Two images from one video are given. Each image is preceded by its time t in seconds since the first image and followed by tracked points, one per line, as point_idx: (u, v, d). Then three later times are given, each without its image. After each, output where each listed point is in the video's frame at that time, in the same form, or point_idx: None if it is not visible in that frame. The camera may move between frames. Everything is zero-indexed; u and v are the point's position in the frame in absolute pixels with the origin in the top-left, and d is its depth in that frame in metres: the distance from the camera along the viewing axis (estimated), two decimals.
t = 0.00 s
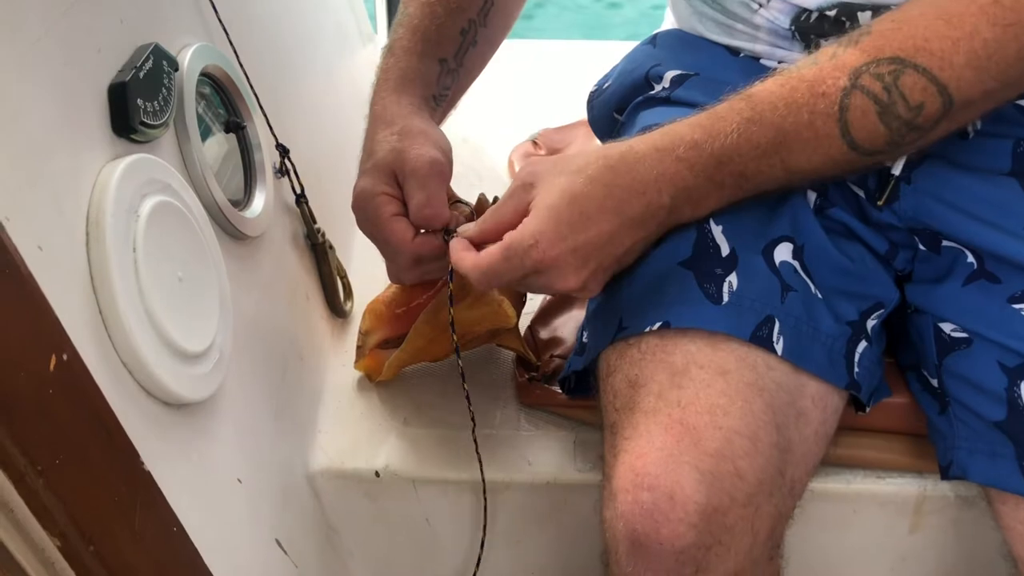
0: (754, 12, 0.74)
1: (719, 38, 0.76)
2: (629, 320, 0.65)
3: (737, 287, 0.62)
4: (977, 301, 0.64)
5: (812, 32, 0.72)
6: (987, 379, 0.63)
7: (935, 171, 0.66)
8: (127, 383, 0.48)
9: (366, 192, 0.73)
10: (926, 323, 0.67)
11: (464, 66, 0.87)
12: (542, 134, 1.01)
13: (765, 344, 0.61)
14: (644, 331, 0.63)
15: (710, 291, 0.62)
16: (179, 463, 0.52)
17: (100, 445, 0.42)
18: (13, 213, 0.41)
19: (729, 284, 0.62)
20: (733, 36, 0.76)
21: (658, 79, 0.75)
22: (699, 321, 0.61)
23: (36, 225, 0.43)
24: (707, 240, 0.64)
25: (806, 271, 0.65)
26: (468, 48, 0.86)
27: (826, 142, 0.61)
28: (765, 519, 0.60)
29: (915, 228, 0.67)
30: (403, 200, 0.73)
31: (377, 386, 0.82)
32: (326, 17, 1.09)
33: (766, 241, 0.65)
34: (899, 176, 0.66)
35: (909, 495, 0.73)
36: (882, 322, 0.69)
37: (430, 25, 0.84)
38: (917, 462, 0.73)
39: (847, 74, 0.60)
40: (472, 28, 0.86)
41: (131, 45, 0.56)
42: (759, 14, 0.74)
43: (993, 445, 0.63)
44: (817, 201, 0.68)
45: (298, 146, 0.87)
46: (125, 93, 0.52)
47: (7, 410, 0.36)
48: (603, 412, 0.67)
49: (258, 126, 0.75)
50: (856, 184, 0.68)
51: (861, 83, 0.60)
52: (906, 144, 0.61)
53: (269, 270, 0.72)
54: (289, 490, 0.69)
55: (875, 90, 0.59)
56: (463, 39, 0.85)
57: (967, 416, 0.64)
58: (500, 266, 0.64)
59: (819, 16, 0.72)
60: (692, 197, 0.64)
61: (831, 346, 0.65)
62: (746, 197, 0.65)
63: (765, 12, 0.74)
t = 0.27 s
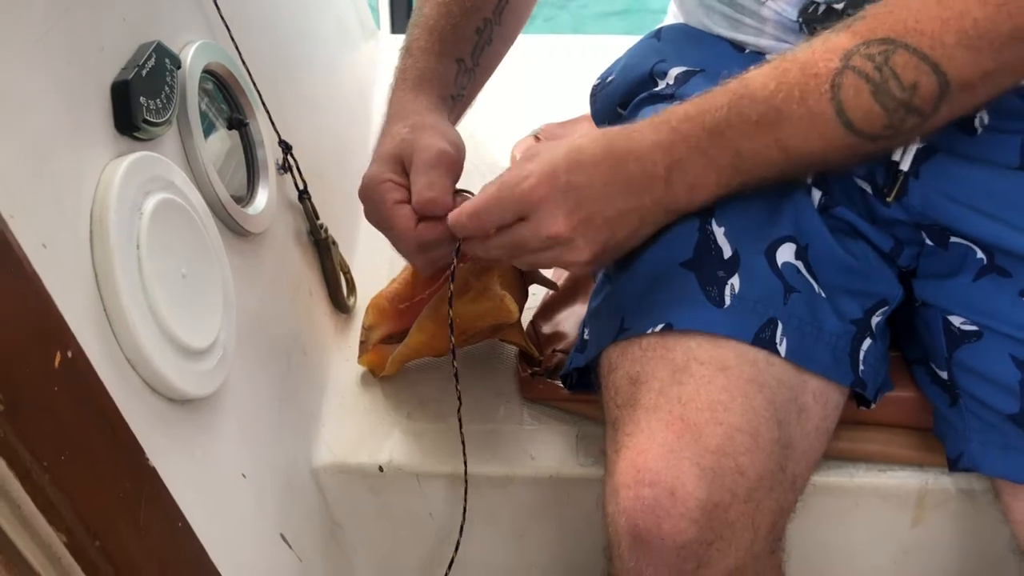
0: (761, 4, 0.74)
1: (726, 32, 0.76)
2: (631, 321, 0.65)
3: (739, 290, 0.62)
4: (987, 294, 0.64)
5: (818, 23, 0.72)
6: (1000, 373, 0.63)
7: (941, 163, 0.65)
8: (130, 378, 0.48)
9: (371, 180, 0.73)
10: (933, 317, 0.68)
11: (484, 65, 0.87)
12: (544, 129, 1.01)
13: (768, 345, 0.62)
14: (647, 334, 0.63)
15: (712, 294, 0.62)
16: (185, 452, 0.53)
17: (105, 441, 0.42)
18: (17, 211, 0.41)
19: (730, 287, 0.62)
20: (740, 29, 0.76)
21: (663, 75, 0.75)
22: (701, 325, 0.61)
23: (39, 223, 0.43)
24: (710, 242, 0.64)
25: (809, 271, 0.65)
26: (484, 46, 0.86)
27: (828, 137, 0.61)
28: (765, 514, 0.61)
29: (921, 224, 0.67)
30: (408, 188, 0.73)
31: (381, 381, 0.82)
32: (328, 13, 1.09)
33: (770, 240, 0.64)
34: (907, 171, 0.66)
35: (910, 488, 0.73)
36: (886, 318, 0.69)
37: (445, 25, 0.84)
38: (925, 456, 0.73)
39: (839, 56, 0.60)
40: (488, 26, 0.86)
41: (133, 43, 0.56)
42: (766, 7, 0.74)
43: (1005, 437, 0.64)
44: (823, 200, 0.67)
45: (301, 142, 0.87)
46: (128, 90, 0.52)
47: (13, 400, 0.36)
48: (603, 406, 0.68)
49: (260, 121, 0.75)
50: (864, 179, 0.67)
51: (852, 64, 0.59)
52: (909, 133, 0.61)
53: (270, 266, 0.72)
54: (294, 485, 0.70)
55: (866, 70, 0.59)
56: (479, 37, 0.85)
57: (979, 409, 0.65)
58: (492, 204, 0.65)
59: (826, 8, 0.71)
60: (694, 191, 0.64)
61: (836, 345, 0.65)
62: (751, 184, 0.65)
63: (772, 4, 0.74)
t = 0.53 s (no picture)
0: None
1: (734, 24, 0.76)
2: (632, 311, 0.65)
3: (744, 285, 0.62)
4: (993, 290, 0.64)
5: (828, 14, 0.72)
6: (1007, 368, 0.63)
7: (949, 158, 0.65)
8: (137, 374, 0.49)
9: (364, 178, 0.74)
10: (940, 313, 0.68)
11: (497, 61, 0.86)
12: (549, 124, 1.01)
13: (772, 342, 0.61)
14: (650, 327, 0.63)
15: (717, 290, 0.62)
16: (191, 448, 0.53)
17: (111, 437, 0.42)
18: (24, 208, 0.41)
19: (736, 282, 0.62)
20: (748, 21, 0.76)
21: (669, 68, 0.75)
22: (705, 321, 0.61)
23: (46, 219, 0.43)
24: (716, 236, 0.63)
25: (815, 266, 0.65)
26: (498, 43, 0.86)
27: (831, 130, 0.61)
28: (766, 509, 0.61)
29: (930, 221, 0.67)
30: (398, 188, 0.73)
31: (385, 376, 0.82)
32: (332, 9, 1.09)
33: (777, 235, 0.64)
34: (916, 170, 0.66)
35: (916, 480, 0.73)
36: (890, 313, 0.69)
37: (461, 20, 0.83)
38: (931, 448, 0.73)
39: (863, 49, 0.59)
40: (502, 23, 0.85)
41: (137, 39, 0.56)
42: None
43: (1015, 433, 0.64)
44: (829, 194, 0.67)
45: (305, 138, 0.87)
46: (131, 86, 0.52)
47: (20, 393, 0.36)
48: (607, 404, 0.68)
49: (264, 117, 0.75)
50: (872, 174, 0.68)
51: (877, 57, 0.59)
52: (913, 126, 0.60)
53: (275, 260, 0.73)
54: (299, 479, 0.70)
55: (892, 62, 0.59)
56: (494, 34, 0.85)
57: (988, 405, 0.65)
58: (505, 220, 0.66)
59: None
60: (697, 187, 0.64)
61: (841, 340, 0.65)
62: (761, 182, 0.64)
63: None
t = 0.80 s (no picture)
0: None
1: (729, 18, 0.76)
2: (620, 281, 0.65)
3: (734, 272, 0.63)
4: (988, 283, 0.64)
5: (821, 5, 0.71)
6: (1003, 363, 0.63)
7: (944, 151, 0.65)
8: (141, 371, 0.49)
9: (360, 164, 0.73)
10: (938, 308, 0.68)
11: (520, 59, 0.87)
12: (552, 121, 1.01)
13: (759, 330, 0.62)
14: (636, 304, 0.64)
15: (707, 274, 0.63)
16: (195, 450, 0.53)
17: (116, 436, 0.42)
18: (28, 207, 0.42)
19: (726, 269, 0.63)
20: (742, 15, 0.76)
21: (664, 64, 0.75)
22: (693, 305, 0.62)
23: (50, 218, 0.43)
24: (709, 220, 0.65)
25: (806, 255, 0.66)
26: (522, 44, 0.86)
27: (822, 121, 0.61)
28: (754, 499, 0.60)
29: (923, 215, 0.67)
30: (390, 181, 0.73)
31: (388, 372, 0.83)
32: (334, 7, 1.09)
33: (768, 222, 0.65)
34: (910, 163, 0.66)
35: (918, 474, 0.73)
36: (880, 304, 0.69)
37: (471, 18, 0.83)
38: (932, 442, 0.73)
39: (858, 29, 0.59)
40: (525, 25, 0.86)
41: (139, 37, 0.56)
42: None
43: (1013, 427, 0.64)
44: (819, 187, 0.68)
45: (307, 136, 0.87)
46: (134, 85, 0.52)
47: (26, 389, 0.37)
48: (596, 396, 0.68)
49: (267, 115, 0.75)
50: (861, 169, 0.67)
51: (873, 36, 0.59)
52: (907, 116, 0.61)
53: (279, 254, 0.73)
54: (304, 475, 0.70)
55: (888, 42, 0.59)
56: (518, 35, 0.86)
57: (986, 399, 0.65)
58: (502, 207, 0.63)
59: None
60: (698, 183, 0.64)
61: (829, 330, 0.65)
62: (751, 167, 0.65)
63: None
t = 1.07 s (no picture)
0: None
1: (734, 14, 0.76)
2: (623, 284, 0.65)
3: (737, 271, 0.63)
4: (991, 278, 0.64)
5: None
6: (1007, 357, 0.63)
7: (943, 147, 0.65)
8: (142, 368, 0.49)
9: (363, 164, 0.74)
10: (939, 304, 0.68)
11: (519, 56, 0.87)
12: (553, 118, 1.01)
13: (761, 328, 0.62)
14: (639, 305, 0.64)
15: (710, 274, 0.63)
16: (195, 448, 0.53)
17: (119, 433, 0.43)
18: (29, 205, 0.42)
19: (728, 267, 0.63)
20: (746, 11, 0.76)
21: (664, 59, 0.75)
22: (696, 305, 0.62)
23: (51, 216, 0.43)
24: (710, 220, 0.65)
25: (808, 254, 0.66)
26: (518, 40, 0.85)
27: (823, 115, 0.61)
28: (752, 497, 0.61)
29: (925, 211, 0.67)
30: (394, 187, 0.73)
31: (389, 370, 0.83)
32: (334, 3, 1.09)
33: (769, 223, 0.65)
34: (912, 159, 0.66)
35: (919, 468, 0.74)
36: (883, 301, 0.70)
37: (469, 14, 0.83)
38: (934, 436, 0.73)
39: (854, 24, 0.59)
40: (519, 19, 0.85)
41: (139, 35, 0.56)
42: None
43: (1016, 420, 0.64)
44: (822, 184, 0.67)
45: (308, 133, 0.87)
46: (134, 83, 0.52)
47: (27, 387, 0.37)
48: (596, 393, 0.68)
49: (267, 112, 0.75)
50: (863, 165, 0.67)
51: (868, 31, 0.59)
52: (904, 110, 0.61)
53: (280, 249, 0.73)
54: (305, 473, 0.70)
55: (883, 36, 0.58)
56: (513, 30, 0.84)
57: (989, 393, 0.65)
58: (512, 204, 0.63)
59: None
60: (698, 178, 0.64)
61: (831, 329, 0.65)
62: (752, 165, 0.65)
63: None
